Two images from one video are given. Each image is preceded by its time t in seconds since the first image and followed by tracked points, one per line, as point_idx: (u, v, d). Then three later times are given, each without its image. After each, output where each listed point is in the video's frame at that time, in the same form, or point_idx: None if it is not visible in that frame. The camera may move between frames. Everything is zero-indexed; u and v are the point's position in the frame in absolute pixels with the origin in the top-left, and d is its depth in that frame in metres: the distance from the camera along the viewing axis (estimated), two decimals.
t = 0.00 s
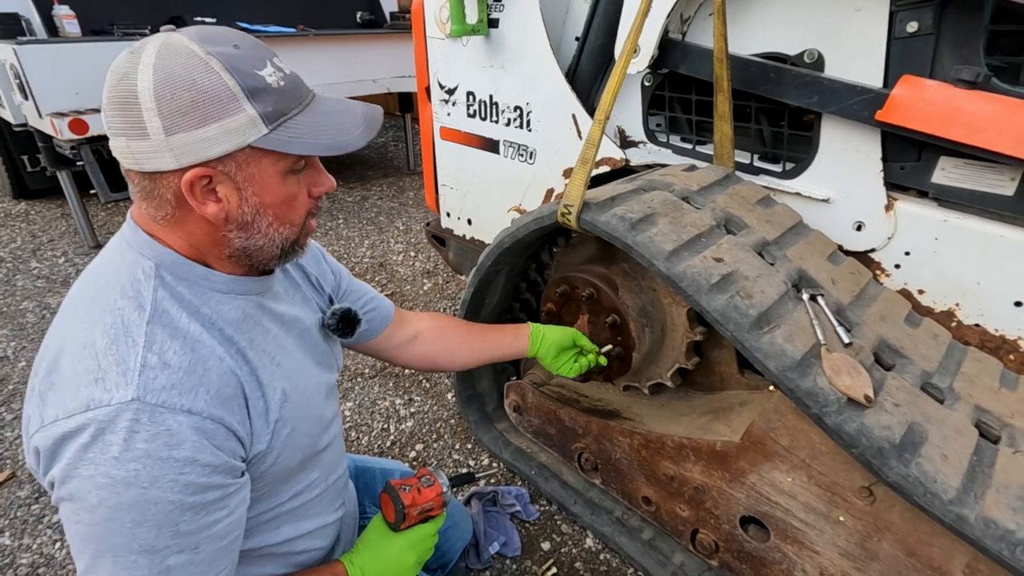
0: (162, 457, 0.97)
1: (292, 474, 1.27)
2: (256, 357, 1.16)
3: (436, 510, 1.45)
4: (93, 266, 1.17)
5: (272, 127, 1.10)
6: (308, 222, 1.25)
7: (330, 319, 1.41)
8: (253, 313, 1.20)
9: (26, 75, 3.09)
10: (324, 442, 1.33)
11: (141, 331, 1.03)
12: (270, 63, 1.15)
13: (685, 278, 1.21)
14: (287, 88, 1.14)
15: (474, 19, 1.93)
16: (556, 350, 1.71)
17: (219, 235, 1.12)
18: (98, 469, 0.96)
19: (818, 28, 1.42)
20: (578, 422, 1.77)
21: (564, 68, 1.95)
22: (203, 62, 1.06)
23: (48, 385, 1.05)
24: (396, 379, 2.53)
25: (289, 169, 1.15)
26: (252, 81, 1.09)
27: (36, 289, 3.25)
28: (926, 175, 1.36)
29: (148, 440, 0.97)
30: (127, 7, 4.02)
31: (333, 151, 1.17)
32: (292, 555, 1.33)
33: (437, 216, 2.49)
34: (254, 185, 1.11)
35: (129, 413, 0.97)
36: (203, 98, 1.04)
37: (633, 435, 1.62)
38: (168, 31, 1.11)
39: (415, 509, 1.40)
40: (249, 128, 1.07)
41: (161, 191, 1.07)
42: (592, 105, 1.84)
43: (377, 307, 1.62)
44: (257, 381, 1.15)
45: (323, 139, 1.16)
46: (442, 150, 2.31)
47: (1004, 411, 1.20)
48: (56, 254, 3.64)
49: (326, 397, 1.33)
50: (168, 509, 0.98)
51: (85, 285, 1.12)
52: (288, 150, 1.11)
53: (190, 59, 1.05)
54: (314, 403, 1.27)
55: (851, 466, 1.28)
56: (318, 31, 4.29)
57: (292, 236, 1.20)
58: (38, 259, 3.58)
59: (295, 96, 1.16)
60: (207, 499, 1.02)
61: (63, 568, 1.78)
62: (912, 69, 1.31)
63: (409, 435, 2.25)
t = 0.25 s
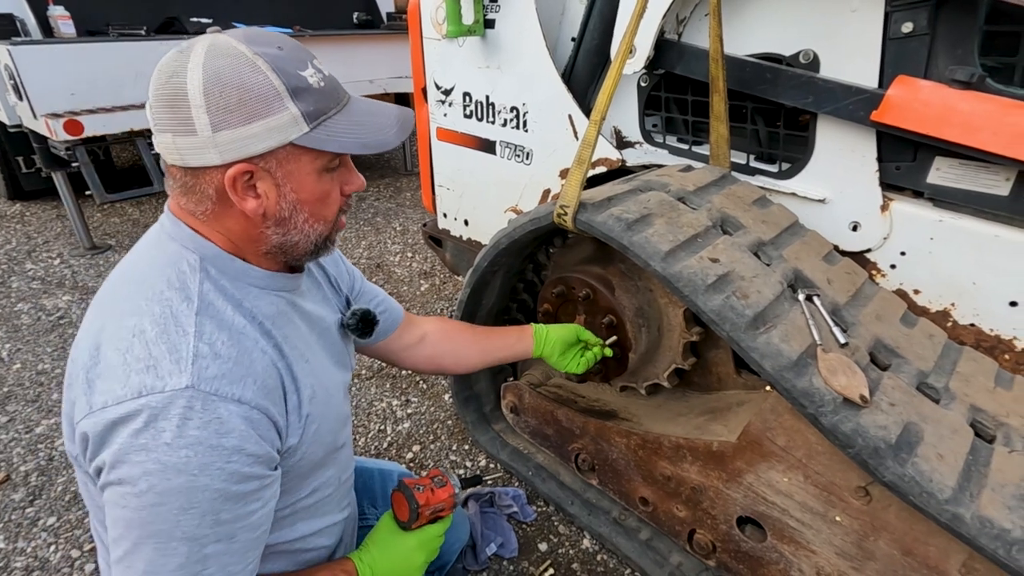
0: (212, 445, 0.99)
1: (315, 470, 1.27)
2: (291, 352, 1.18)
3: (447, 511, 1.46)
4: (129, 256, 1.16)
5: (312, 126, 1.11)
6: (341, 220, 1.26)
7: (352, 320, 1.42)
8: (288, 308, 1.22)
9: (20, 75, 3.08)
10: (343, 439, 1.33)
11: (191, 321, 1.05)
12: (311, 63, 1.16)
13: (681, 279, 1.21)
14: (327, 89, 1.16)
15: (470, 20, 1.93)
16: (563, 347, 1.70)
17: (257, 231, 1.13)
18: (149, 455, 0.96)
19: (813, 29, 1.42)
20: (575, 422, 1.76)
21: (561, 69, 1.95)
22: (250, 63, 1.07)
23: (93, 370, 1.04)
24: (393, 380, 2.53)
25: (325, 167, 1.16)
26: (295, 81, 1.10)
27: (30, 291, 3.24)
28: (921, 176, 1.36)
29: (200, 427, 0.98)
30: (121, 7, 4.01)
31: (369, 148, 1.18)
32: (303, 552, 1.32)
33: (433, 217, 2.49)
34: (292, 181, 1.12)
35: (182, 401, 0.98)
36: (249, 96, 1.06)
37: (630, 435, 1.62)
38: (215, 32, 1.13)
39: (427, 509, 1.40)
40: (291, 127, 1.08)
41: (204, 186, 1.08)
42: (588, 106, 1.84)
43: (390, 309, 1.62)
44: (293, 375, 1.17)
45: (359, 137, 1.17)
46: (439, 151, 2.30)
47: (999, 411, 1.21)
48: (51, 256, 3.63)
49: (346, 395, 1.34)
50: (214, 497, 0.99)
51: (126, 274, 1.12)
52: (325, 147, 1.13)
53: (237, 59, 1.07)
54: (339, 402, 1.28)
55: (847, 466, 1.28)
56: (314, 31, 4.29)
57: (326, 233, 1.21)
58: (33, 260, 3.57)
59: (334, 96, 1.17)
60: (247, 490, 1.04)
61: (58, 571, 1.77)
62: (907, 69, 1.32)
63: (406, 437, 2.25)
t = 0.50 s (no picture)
0: (218, 443, 0.99)
1: (317, 471, 1.27)
2: (296, 352, 1.18)
3: (447, 512, 1.46)
4: (136, 255, 1.16)
5: (315, 121, 1.11)
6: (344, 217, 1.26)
7: (353, 322, 1.41)
8: (294, 309, 1.22)
9: (17, 77, 3.08)
10: (345, 440, 1.34)
11: (198, 320, 1.05)
12: (312, 61, 1.17)
13: (679, 279, 1.21)
14: (329, 86, 1.16)
15: (468, 20, 1.93)
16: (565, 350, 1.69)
17: (261, 228, 1.13)
18: (156, 452, 0.96)
19: (810, 30, 1.42)
20: (574, 423, 1.77)
21: (558, 70, 1.95)
22: (253, 60, 1.07)
23: (100, 369, 1.04)
24: (391, 381, 2.53)
25: (328, 164, 1.16)
26: (297, 77, 1.11)
27: (27, 292, 3.23)
28: (917, 176, 1.36)
29: (206, 425, 0.98)
30: (118, 8, 4.00)
31: (371, 143, 1.19)
32: (302, 554, 1.31)
33: (431, 218, 2.49)
34: (296, 177, 1.12)
35: (189, 399, 0.98)
36: (252, 93, 1.06)
37: (628, 436, 1.62)
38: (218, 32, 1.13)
39: (428, 509, 1.41)
40: (294, 122, 1.09)
41: (209, 183, 1.08)
42: (586, 106, 1.84)
43: (390, 312, 1.62)
44: (297, 376, 1.17)
45: (362, 133, 1.18)
46: (437, 151, 2.30)
47: (995, 410, 1.21)
48: (47, 257, 3.62)
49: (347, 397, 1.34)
50: (218, 496, 0.99)
51: (132, 273, 1.12)
52: (330, 142, 1.13)
53: (240, 56, 1.07)
54: (341, 404, 1.28)
55: (844, 465, 1.28)
56: (312, 32, 4.28)
57: (330, 229, 1.21)
58: (29, 262, 3.56)
59: (336, 93, 1.17)
60: (250, 489, 1.03)
61: (55, 573, 1.77)
62: (903, 70, 1.32)
63: (404, 438, 2.24)
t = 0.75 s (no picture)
0: (214, 447, 0.99)
1: (313, 474, 1.27)
2: (292, 355, 1.18)
3: (441, 508, 1.46)
4: (131, 259, 1.16)
5: (304, 121, 1.11)
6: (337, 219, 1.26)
7: (349, 325, 1.42)
8: (290, 312, 1.22)
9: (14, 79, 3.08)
10: (342, 443, 1.34)
11: (194, 324, 1.05)
12: (301, 61, 1.17)
13: (675, 280, 1.22)
14: (319, 86, 1.16)
15: (465, 22, 1.92)
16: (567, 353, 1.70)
17: (253, 230, 1.13)
18: (152, 456, 0.96)
19: (806, 32, 1.43)
20: (571, 423, 1.77)
21: (555, 71, 1.96)
22: (240, 61, 1.07)
23: (96, 373, 1.04)
24: (389, 382, 2.53)
25: (319, 165, 1.16)
26: (285, 78, 1.10)
27: (24, 294, 3.23)
28: (913, 177, 1.37)
29: (202, 429, 0.98)
30: (115, 9, 3.99)
31: (362, 143, 1.18)
32: (300, 557, 1.31)
33: (429, 219, 2.49)
34: (286, 179, 1.12)
35: (185, 403, 0.98)
36: (239, 94, 1.06)
37: (626, 436, 1.62)
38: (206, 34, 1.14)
39: (422, 506, 1.41)
40: (283, 123, 1.08)
41: (199, 185, 1.08)
42: (583, 108, 1.85)
43: (388, 312, 1.62)
44: (293, 379, 1.17)
45: (353, 133, 1.17)
46: (434, 153, 2.31)
47: (991, 410, 1.22)
48: (44, 259, 3.61)
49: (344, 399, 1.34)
50: (214, 500, 0.99)
51: (128, 277, 1.12)
52: (319, 142, 1.12)
53: (227, 58, 1.07)
54: (338, 407, 1.29)
55: (841, 466, 1.28)
56: (309, 33, 4.28)
57: (322, 231, 1.21)
58: (26, 264, 3.55)
59: (326, 93, 1.17)
60: (246, 493, 1.03)
61: None
62: (898, 71, 1.33)
63: (402, 439, 2.24)
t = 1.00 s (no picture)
0: (209, 449, 0.99)
1: (310, 476, 1.27)
2: (288, 357, 1.18)
3: (438, 503, 1.46)
4: (125, 262, 1.16)
5: (267, 119, 1.09)
6: (322, 222, 1.23)
7: (346, 326, 1.42)
8: (284, 313, 1.22)
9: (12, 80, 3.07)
10: (339, 444, 1.34)
11: (188, 326, 1.05)
12: (275, 59, 1.17)
13: (673, 281, 1.22)
14: (289, 83, 1.15)
15: (463, 24, 1.93)
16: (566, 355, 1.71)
17: (228, 229, 1.13)
18: (146, 459, 0.95)
19: (803, 34, 1.43)
20: (570, 424, 1.77)
21: (553, 72, 1.96)
22: (204, 58, 1.08)
23: (89, 375, 1.03)
24: (387, 384, 2.53)
25: (293, 164, 1.13)
26: (250, 74, 1.10)
27: (21, 296, 3.22)
28: (910, 178, 1.37)
29: (196, 432, 0.98)
30: (112, 11, 3.99)
31: (326, 143, 1.13)
32: (297, 558, 1.31)
33: (427, 220, 2.49)
34: (254, 178, 1.10)
35: (179, 406, 0.98)
36: (201, 90, 1.06)
37: (624, 437, 1.62)
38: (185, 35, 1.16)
39: (419, 502, 1.41)
40: (243, 120, 1.07)
41: (173, 183, 1.10)
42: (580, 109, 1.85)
43: (387, 312, 1.63)
44: (289, 380, 1.17)
45: (318, 132, 1.13)
46: (432, 154, 2.31)
47: (988, 410, 1.22)
48: (42, 260, 3.61)
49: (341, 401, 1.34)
50: (210, 502, 0.99)
51: (122, 280, 1.12)
52: (281, 141, 1.10)
53: (194, 55, 1.08)
54: (335, 409, 1.29)
55: (838, 466, 1.29)
56: (308, 35, 4.28)
57: (303, 235, 1.18)
58: (24, 265, 3.55)
59: (297, 90, 1.16)
60: (242, 495, 1.03)
61: None
62: (895, 73, 1.33)
63: (400, 440, 2.24)
